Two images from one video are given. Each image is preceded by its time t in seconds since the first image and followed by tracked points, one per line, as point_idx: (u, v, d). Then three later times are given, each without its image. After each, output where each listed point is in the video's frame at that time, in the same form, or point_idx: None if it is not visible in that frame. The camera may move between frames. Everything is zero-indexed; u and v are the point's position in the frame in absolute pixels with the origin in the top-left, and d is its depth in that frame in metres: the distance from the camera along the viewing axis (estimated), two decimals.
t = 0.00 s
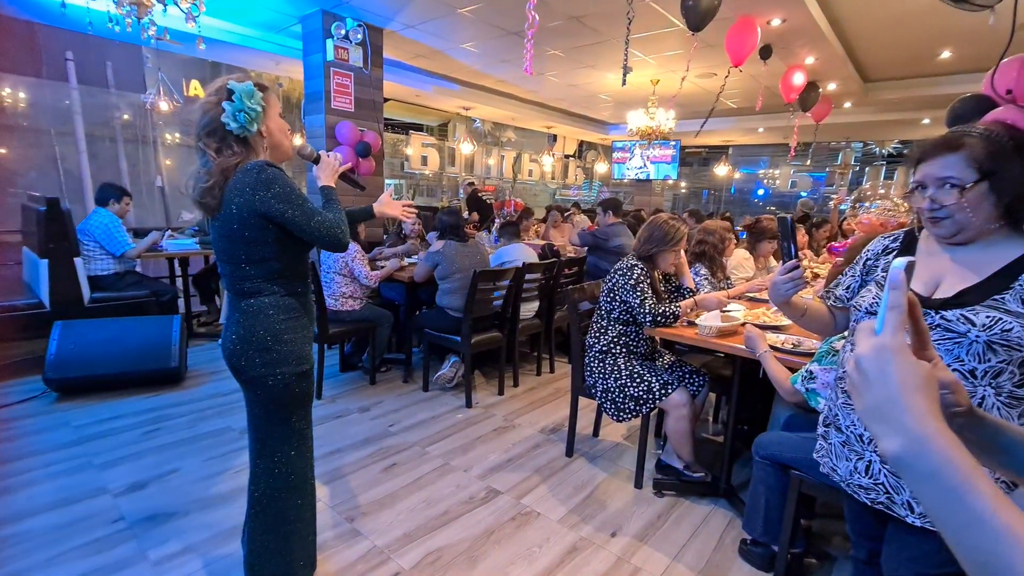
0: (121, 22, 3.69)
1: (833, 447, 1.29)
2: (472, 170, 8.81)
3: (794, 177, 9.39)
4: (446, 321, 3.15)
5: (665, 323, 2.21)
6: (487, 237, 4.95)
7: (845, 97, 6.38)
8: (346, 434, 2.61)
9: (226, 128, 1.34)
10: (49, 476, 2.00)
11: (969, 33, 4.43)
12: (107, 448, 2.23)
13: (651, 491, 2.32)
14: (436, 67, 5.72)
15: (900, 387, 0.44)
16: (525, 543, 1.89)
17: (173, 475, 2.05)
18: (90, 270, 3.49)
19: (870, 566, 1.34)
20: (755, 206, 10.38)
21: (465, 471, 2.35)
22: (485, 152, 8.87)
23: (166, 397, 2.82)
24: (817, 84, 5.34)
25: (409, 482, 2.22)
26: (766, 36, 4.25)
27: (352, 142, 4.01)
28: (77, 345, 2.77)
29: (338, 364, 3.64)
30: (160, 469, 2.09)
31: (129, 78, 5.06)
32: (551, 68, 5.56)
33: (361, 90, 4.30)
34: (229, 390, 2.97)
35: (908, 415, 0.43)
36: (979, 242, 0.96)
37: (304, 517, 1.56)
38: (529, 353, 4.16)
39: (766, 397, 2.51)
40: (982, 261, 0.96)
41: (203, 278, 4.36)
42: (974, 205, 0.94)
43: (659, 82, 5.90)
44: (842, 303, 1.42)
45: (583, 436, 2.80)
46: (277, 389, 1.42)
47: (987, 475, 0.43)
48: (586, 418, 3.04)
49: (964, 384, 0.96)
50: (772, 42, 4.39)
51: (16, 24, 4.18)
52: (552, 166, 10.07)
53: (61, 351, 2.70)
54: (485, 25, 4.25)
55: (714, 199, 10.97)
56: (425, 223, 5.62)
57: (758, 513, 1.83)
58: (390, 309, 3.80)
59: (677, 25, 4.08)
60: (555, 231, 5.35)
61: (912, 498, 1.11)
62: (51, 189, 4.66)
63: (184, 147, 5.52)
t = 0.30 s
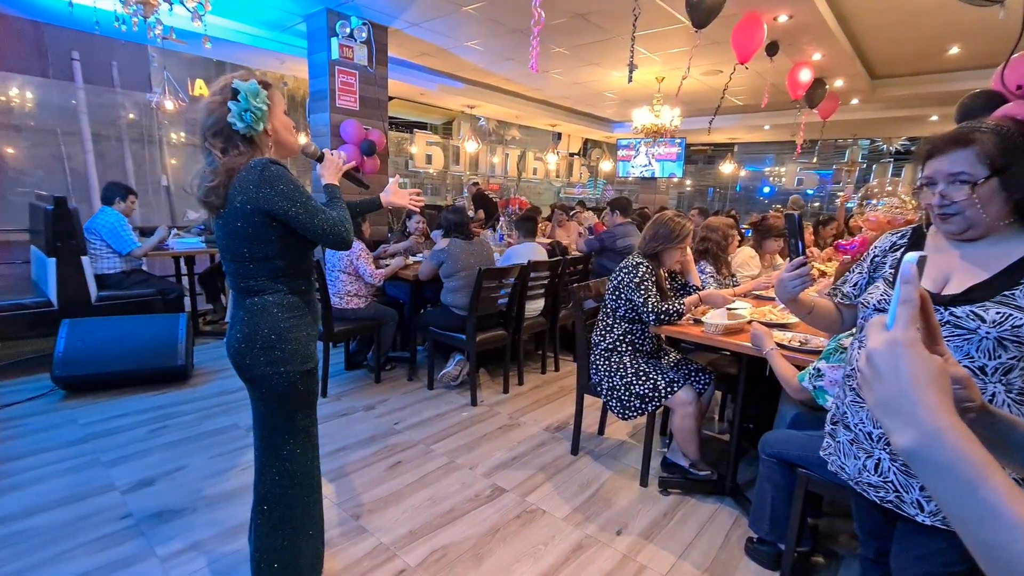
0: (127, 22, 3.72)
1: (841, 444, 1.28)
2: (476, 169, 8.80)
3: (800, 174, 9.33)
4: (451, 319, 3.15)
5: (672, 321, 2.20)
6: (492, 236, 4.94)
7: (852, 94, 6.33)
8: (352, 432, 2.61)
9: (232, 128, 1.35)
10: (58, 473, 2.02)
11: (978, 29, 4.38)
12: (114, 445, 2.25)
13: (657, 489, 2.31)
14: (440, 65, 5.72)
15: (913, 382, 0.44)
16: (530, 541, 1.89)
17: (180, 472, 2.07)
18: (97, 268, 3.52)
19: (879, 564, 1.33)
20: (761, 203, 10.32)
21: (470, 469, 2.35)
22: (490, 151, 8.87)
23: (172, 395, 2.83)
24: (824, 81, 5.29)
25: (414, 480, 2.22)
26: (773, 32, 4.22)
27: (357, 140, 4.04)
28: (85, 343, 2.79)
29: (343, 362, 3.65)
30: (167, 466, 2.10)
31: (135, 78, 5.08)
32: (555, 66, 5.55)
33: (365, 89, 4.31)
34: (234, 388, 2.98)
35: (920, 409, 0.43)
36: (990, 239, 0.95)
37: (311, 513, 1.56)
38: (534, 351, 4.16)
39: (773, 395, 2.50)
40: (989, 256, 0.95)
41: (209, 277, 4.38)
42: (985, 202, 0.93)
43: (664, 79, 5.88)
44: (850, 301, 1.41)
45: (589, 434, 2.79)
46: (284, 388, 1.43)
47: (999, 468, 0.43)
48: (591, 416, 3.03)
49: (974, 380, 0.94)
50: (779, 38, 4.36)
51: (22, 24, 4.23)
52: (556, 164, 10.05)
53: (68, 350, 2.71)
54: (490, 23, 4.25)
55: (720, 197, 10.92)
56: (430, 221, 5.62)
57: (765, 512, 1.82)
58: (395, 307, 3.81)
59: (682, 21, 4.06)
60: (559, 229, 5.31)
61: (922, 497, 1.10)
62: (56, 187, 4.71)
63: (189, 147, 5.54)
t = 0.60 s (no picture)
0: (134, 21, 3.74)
1: (850, 444, 1.26)
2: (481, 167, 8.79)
3: (807, 172, 9.26)
4: (455, 317, 3.14)
5: (678, 320, 2.19)
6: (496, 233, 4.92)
7: (860, 91, 6.27)
8: (357, 429, 2.62)
9: (245, 130, 1.35)
10: (66, 469, 2.04)
11: (988, 25, 4.33)
12: (122, 442, 2.27)
13: (662, 488, 2.30)
14: (445, 63, 5.72)
15: (922, 376, 0.45)
16: (535, 539, 1.89)
17: (186, 468, 2.08)
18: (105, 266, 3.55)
19: (887, 564, 1.32)
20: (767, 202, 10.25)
21: (475, 467, 2.35)
22: (495, 149, 8.85)
23: (179, 392, 2.85)
24: (832, 77, 5.25)
25: (419, 477, 2.23)
26: (780, 28, 4.18)
27: (361, 138, 4.05)
28: (93, 340, 2.81)
29: (348, 360, 3.66)
30: (173, 463, 2.12)
31: (142, 77, 5.11)
32: (560, 63, 5.53)
33: (371, 87, 4.31)
34: (240, 386, 2.99)
35: (929, 404, 0.44)
36: (1000, 237, 0.94)
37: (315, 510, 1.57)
38: (539, 349, 4.15)
39: (779, 394, 2.48)
40: (1000, 254, 0.93)
41: (216, 275, 4.40)
42: (992, 199, 0.92)
43: (670, 76, 5.85)
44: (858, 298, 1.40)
45: (593, 433, 2.79)
46: (288, 386, 1.44)
47: (1009, 462, 0.44)
48: (596, 414, 3.02)
49: (984, 378, 0.93)
50: (786, 35, 4.32)
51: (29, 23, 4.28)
52: (562, 162, 10.02)
53: (76, 347, 2.73)
54: (495, 21, 4.24)
55: (726, 195, 10.86)
56: (435, 219, 5.63)
57: (770, 511, 1.80)
58: (400, 305, 3.81)
59: (688, 18, 4.03)
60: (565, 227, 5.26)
61: (931, 496, 1.08)
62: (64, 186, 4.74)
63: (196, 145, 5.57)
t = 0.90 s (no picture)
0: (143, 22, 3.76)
1: (861, 444, 1.25)
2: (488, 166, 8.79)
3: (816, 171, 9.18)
4: (462, 316, 3.14)
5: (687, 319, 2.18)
6: (503, 233, 4.92)
7: (870, 89, 6.21)
8: (365, 428, 2.63)
9: (256, 135, 1.35)
10: (78, 465, 2.06)
11: (1002, 21, 4.27)
12: (132, 439, 2.29)
13: (669, 488, 2.29)
14: (452, 62, 5.73)
15: (935, 373, 0.47)
16: (542, 538, 1.88)
17: (196, 465, 2.10)
18: (115, 265, 3.58)
19: (898, 566, 1.30)
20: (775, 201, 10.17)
21: (482, 466, 2.35)
22: (501, 149, 8.85)
23: (189, 390, 2.87)
24: (841, 75, 5.20)
25: (426, 476, 2.23)
26: (789, 26, 4.15)
27: (368, 138, 4.06)
28: (103, 338, 2.83)
29: (355, 359, 3.67)
30: (182, 460, 2.13)
31: (151, 78, 5.15)
32: (566, 62, 5.52)
33: (377, 86, 4.32)
34: (249, 384, 3.01)
35: (941, 401, 0.46)
36: (1013, 237, 0.93)
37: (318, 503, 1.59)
38: (545, 348, 4.15)
39: (787, 394, 2.47)
40: (1014, 252, 0.92)
41: (224, 274, 4.43)
42: (1004, 198, 0.91)
43: (678, 75, 5.82)
44: (870, 298, 1.39)
45: (600, 432, 2.78)
46: (297, 383, 1.45)
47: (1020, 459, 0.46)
48: (603, 414, 3.01)
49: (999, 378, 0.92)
50: (795, 32, 4.29)
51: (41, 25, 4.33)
52: (568, 161, 10.00)
53: (87, 346, 2.76)
54: (502, 20, 4.24)
55: (733, 194, 10.79)
56: (442, 219, 5.63)
57: (779, 511, 1.79)
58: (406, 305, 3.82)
59: (696, 16, 4.01)
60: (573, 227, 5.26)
61: (945, 496, 1.07)
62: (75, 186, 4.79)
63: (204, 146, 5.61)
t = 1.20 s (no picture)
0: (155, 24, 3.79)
1: (878, 446, 1.23)
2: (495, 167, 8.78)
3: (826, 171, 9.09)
4: (470, 316, 3.14)
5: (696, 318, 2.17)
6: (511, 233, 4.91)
7: (882, 87, 6.14)
8: (374, 427, 2.64)
9: (263, 133, 1.37)
10: (90, 464, 2.08)
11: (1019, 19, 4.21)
12: (144, 438, 2.31)
13: (680, 489, 2.28)
14: (461, 63, 5.74)
15: (962, 374, 0.47)
16: (552, 539, 1.87)
17: (207, 464, 2.11)
18: (127, 265, 3.62)
19: (915, 570, 1.28)
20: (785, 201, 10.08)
21: (491, 466, 2.34)
22: (509, 149, 8.84)
23: (199, 389, 2.89)
24: (853, 74, 5.15)
25: (435, 476, 2.23)
26: (801, 24, 4.11)
27: (377, 138, 4.08)
28: (116, 337, 2.86)
29: (364, 359, 3.68)
30: (193, 459, 2.14)
31: (162, 79, 5.20)
32: (575, 62, 5.50)
33: (386, 87, 4.33)
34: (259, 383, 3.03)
35: (970, 401, 0.47)
36: None
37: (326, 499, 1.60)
38: (554, 349, 4.13)
39: (800, 395, 2.44)
40: None
41: (234, 274, 4.46)
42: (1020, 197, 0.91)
43: (687, 74, 5.78)
44: (886, 299, 1.37)
45: (609, 433, 2.77)
46: (307, 372, 1.47)
47: None
48: (612, 415, 3.00)
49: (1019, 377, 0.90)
50: (807, 30, 4.25)
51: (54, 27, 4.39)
52: (576, 161, 9.98)
53: (99, 345, 2.78)
54: (511, 20, 4.24)
55: (742, 194, 10.71)
56: (450, 219, 5.64)
57: (792, 513, 1.77)
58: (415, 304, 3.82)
59: (706, 14, 3.98)
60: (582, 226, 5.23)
61: (963, 501, 1.04)
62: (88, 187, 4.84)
63: (214, 147, 5.65)
